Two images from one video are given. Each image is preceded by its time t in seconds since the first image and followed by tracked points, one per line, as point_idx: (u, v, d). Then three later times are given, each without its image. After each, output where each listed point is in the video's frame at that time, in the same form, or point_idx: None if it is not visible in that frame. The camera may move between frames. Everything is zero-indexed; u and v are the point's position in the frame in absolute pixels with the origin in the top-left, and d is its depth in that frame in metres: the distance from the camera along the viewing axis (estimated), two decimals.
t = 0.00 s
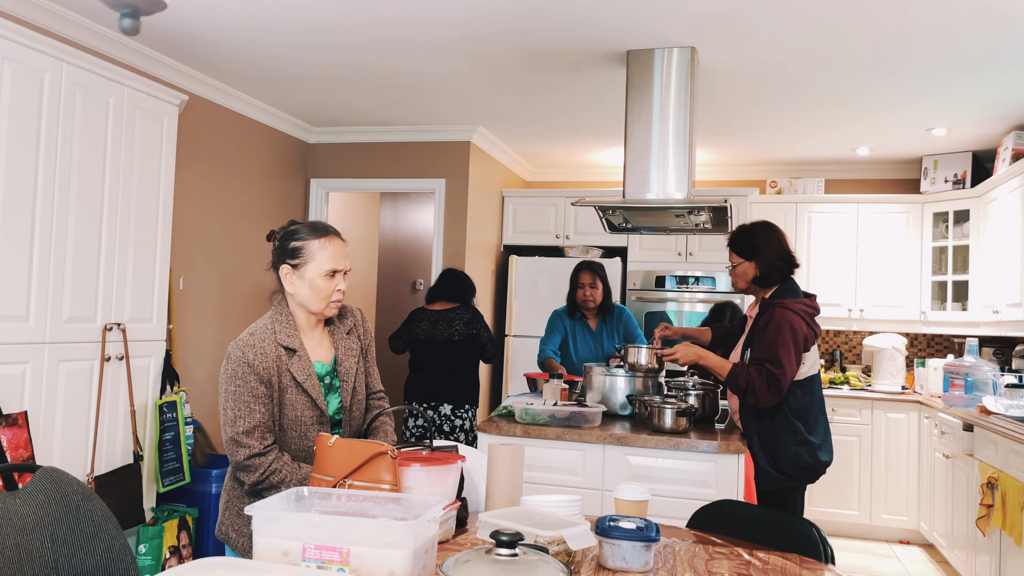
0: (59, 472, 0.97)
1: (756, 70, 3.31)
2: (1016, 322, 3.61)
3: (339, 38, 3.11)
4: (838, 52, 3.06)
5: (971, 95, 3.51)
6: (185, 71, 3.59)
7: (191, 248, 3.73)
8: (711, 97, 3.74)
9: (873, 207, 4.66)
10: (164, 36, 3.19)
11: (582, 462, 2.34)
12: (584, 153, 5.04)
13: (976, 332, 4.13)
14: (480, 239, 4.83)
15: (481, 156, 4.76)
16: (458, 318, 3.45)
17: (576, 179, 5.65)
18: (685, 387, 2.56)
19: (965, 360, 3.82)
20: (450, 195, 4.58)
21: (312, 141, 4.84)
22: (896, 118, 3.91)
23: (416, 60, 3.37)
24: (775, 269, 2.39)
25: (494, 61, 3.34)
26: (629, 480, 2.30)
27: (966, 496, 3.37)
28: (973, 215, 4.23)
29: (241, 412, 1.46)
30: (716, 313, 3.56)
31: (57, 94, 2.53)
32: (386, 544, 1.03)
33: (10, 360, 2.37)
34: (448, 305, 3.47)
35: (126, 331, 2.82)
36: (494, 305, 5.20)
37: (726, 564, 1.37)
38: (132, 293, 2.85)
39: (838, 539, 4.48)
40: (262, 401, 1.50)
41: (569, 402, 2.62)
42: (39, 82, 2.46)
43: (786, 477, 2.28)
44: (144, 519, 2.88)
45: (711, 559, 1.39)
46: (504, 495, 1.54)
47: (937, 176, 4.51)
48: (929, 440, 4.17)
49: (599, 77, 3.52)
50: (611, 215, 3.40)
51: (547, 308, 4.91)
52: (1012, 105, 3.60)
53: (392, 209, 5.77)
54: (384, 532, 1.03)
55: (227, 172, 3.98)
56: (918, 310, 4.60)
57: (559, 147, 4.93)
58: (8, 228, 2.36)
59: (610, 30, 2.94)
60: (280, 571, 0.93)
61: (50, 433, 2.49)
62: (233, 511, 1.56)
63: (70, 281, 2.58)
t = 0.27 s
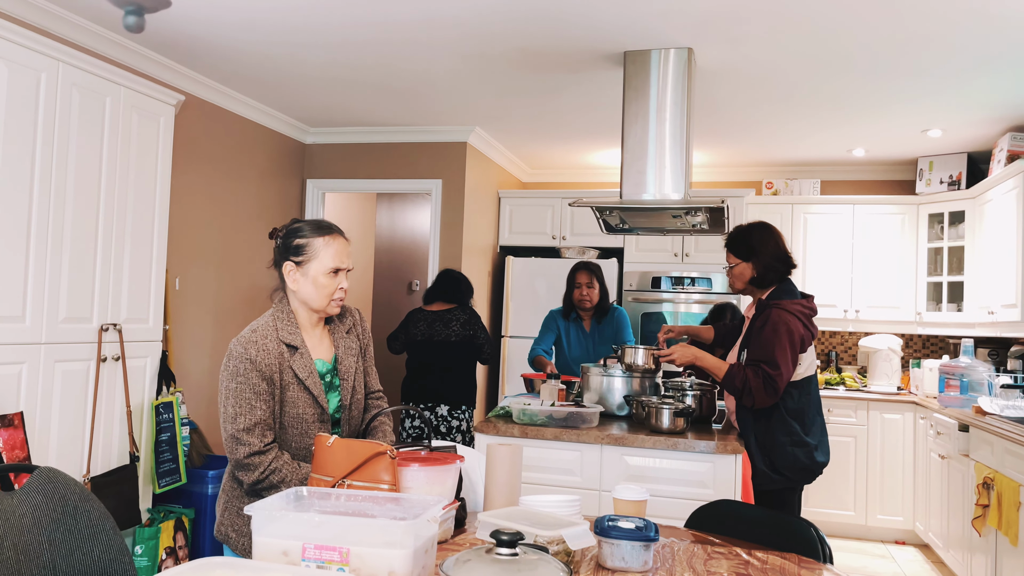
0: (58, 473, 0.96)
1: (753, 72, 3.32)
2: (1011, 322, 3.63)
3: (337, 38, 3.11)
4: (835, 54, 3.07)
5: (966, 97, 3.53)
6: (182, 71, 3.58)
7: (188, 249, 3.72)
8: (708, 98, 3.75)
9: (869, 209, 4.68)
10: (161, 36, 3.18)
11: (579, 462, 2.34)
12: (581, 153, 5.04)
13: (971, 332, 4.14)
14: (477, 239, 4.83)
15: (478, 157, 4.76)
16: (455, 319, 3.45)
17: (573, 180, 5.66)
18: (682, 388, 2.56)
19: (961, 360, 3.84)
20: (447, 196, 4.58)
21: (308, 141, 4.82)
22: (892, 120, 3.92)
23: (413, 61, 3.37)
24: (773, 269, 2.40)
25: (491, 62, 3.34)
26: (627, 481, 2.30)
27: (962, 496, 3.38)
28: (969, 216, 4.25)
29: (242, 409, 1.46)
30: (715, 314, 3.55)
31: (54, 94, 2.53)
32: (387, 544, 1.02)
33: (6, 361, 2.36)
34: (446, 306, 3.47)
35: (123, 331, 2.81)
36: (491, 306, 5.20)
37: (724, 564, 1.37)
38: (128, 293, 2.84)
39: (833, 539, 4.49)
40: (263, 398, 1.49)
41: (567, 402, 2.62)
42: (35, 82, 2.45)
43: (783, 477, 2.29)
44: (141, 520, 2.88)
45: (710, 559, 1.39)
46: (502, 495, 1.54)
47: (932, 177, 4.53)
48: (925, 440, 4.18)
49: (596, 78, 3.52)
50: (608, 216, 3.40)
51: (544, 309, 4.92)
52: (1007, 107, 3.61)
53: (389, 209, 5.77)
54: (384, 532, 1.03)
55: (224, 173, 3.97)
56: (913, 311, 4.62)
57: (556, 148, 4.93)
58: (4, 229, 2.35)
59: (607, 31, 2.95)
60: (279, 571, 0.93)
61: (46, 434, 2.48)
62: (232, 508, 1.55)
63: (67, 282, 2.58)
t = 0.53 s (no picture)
0: (55, 473, 0.96)
1: (751, 74, 3.33)
2: (1008, 324, 3.64)
3: (336, 39, 3.11)
4: (833, 56, 3.08)
5: (964, 99, 3.54)
6: (181, 71, 3.58)
7: (185, 249, 3.71)
8: (706, 100, 3.75)
9: (867, 211, 4.68)
10: (159, 36, 3.18)
11: (577, 463, 2.34)
12: (579, 155, 5.05)
13: (968, 335, 4.15)
14: (474, 240, 4.83)
15: (476, 158, 4.76)
16: (453, 320, 3.45)
17: (571, 182, 5.66)
18: (680, 389, 2.57)
19: (958, 362, 3.85)
20: (445, 197, 4.57)
21: (307, 142, 4.82)
22: (890, 122, 3.93)
23: (412, 61, 3.37)
24: (773, 270, 2.40)
25: (490, 63, 3.34)
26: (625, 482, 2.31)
27: (959, 498, 3.38)
28: (966, 219, 4.25)
29: (242, 408, 1.46)
30: (714, 317, 3.56)
31: (52, 93, 2.52)
32: (386, 543, 1.02)
33: (3, 360, 2.35)
34: (446, 307, 3.47)
35: (120, 332, 2.81)
36: (488, 307, 5.19)
37: (723, 565, 1.37)
38: (126, 293, 2.84)
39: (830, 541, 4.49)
40: (263, 397, 1.49)
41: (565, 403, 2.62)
42: (34, 81, 2.44)
43: (781, 478, 2.29)
44: (137, 520, 2.87)
45: (709, 560, 1.39)
46: (501, 495, 1.54)
47: (930, 179, 4.54)
48: (922, 442, 4.19)
49: (595, 80, 3.53)
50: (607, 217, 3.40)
51: (542, 310, 4.92)
52: (1005, 109, 3.62)
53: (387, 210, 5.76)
54: (383, 531, 1.02)
55: (222, 173, 3.97)
56: (910, 313, 4.62)
57: (554, 149, 4.93)
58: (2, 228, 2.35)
59: (606, 33, 2.95)
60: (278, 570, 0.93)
61: (43, 434, 2.47)
62: (230, 507, 1.55)
63: (64, 282, 2.57)
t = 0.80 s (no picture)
0: (55, 473, 0.96)
1: (751, 77, 3.34)
2: (1006, 327, 3.65)
3: (337, 41, 3.12)
4: (832, 59, 3.09)
5: (963, 103, 3.55)
6: (181, 72, 3.58)
7: (186, 250, 3.72)
8: (706, 103, 3.76)
9: (866, 214, 4.69)
10: (160, 38, 3.19)
11: (577, 464, 2.35)
12: (579, 157, 5.05)
13: (966, 338, 4.16)
14: (474, 242, 4.83)
15: (476, 160, 4.77)
16: (450, 321, 3.45)
17: (570, 184, 5.67)
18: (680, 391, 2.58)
19: (957, 365, 3.86)
20: (445, 199, 4.58)
21: (307, 144, 4.83)
22: (889, 125, 3.94)
23: (412, 64, 3.38)
24: (774, 273, 2.40)
25: (490, 65, 3.35)
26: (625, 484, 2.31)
27: (958, 501, 3.38)
28: (965, 222, 4.27)
29: (242, 408, 1.46)
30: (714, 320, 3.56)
31: (53, 95, 2.53)
32: (387, 545, 1.03)
33: (4, 361, 2.35)
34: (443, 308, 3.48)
35: (120, 333, 2.81)
36: (488, 309, 5.20)
37: (722, 567, 1.37)
38: (126, 294, 2.84)
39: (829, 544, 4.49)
40: (264, 397, 1.49)
41: (565, 405, 2.62)
42: (35, 83, 2.45)
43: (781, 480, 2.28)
44: (137, 521, 2.87)
45: (708, 562, 1.40)
46: (501, 497, 1.54)
47: (929, 183, 4.55)
48: (921, 445, 4.19)
49: (595, 82, 3.54)
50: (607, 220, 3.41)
51: (541, 312, 4.92)
52: (1003, 113, 3.64)
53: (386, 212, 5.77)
54: (385, 533, 1.03)
55: (222, 175, 3.98)
56: (909, 316, 4.63)
57: (554, 152, 4.94)
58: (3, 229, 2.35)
59: (606, 36, 2.96)
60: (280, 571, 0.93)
61: (43, 435, 2.47)
62: (230, 507, 1.56)
63: (65, 283, 2.57)
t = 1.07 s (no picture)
0: (56, 476, 0.97)
1: (751, 80, 3.35)
2: (1007, 331, 3.65)
3: (339, 44, 3.12)
4: (832, 63, 3.09)
5: (963, 106, 3.55)
6: (183, 76, 3.59)
7: (187, 253, 3.72)
8: (707, 106, 3.76)
9: (866, 217, 4.70)
10: (162, 41, 3.20)
11: (577, 467, 2.35)
12: (579, 160, 5.06)
13: (967, 341, 4.16)
14: (475, 245, 4.84)
15: (477, 163, 4.78)
16: (439, 324, 3.45)
17: (571, 187, 5.68)
18: (680, 394, 2.57)
19: (957, 369, 3.86)
20: (446, 202, 4.59)
21: (308, 147, 4.84)
22: (889, 129, 3.95)
23: (413, 67, 3.39)
24: (774, 276, 2.41)
25: (491, 69, 3.36)
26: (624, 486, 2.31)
27: (958, 505, 3.38)
28: (965, 226, 4.27)
29: (246, 411, 1.46)
30: (712, 322, 3.56)
31: (55, 98, 2.54)
32: (386, 548, 1.03)
33: (5, 364, 2.36)
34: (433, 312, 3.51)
35: (121, 335, 2.81)
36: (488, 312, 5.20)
37: (721, 570, 1.37)
38: (127, 296, 2.85)
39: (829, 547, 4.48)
40: (268, 401, 1.50)
41: (565, 408, 2.62)
42: (37, 87, 2.46)
43: (780, 483, 2.29)
44: (138, 524, 2.87)
45: (707, 565, 1.40)
46: (501, 500, 1.54)
47: (930, 186, 4.55)
48: (921, 449, 4.19)
49: (596, 86, 3.54)
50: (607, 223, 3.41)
51: (542, 314, 4.92)
52: (1003, 117, 3.64)
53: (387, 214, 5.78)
54: (384, 536, 1.03)
55: (223, 178, 3.98)
56: (910, 319, 4.63)
57: (555, 155, 4.95)
58: (4, 232, 2.36)
59: (607, 39, 2.97)
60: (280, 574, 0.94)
61: (44, 437, 2.48)
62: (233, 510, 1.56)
63: (66, 286, 2.58)
